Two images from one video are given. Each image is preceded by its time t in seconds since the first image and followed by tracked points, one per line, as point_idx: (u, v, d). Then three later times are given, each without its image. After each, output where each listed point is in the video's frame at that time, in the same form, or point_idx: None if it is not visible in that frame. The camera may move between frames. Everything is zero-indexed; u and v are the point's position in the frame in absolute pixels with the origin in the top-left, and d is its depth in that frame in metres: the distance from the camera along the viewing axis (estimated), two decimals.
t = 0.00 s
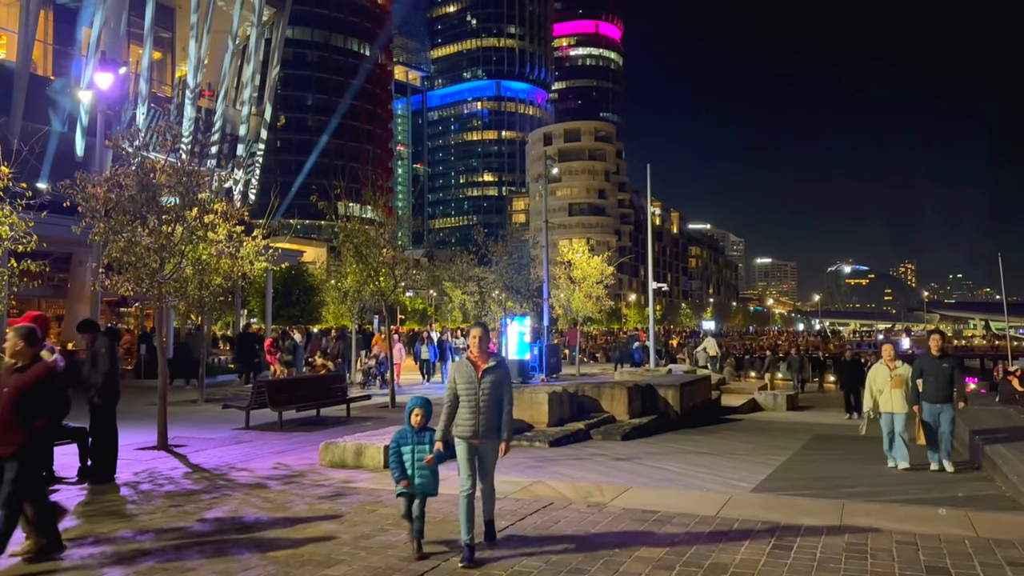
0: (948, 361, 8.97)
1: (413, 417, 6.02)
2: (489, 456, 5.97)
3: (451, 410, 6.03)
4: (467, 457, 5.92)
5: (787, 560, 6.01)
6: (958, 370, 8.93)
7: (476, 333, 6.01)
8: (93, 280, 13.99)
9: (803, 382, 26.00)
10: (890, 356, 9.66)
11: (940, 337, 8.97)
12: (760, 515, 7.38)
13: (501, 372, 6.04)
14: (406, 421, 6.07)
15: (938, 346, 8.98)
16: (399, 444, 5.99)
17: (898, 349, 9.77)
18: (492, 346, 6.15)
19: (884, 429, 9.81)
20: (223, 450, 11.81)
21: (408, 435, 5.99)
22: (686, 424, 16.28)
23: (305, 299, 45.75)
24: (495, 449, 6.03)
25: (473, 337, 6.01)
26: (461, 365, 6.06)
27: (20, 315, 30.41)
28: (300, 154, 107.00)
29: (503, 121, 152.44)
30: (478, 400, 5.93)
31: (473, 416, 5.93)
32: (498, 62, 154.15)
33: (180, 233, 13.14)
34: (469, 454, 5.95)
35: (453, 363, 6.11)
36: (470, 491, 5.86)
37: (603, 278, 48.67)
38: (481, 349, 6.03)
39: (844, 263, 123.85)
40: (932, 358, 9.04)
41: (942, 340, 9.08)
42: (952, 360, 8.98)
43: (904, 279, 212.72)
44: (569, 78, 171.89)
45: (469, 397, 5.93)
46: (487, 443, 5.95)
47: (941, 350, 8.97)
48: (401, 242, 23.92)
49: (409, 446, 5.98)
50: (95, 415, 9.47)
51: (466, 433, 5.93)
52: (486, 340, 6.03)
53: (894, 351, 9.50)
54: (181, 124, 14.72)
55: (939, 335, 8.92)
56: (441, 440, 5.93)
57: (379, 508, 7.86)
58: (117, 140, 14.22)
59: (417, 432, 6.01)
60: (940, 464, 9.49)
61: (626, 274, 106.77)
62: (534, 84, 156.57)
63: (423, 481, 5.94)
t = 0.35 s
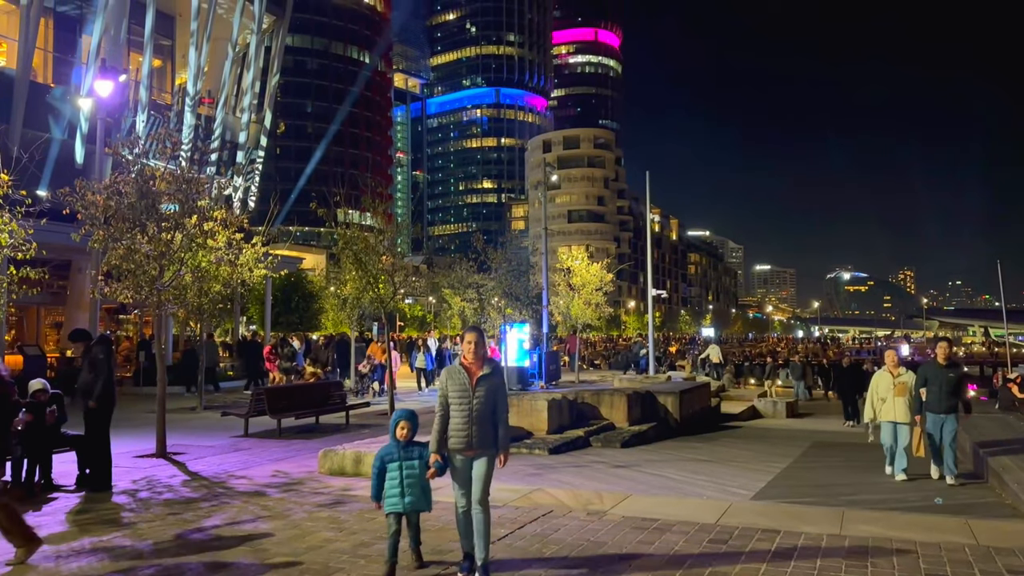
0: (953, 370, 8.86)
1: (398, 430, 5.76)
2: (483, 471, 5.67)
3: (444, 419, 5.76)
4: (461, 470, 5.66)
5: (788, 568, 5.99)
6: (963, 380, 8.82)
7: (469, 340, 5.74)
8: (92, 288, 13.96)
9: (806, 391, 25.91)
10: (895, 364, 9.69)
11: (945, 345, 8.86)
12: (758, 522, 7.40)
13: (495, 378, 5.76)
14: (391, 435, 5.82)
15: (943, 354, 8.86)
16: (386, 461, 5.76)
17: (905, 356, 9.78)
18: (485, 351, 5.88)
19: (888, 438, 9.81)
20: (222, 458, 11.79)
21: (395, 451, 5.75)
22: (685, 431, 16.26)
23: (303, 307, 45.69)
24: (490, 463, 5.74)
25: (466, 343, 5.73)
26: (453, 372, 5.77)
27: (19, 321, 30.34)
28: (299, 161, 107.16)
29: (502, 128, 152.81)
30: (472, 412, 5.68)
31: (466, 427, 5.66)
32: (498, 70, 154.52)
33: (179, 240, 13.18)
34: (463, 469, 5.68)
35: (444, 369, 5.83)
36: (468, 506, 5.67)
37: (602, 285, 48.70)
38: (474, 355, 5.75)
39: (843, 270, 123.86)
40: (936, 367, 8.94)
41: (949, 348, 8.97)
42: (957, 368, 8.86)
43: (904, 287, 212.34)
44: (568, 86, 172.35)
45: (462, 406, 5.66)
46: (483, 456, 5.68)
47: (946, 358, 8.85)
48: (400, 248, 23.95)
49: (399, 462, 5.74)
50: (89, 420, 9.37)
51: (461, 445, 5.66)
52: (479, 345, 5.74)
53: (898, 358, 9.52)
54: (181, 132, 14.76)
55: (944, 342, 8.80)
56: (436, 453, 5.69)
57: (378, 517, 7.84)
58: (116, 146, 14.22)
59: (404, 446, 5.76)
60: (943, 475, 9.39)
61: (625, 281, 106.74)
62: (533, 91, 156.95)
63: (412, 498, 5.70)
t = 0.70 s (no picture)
0: (952, 376, 8.89)
1: (384, 443, 5.25)
2: (482, 493, 5.33)
3: (440, 436, 5.49)
4: (460, 491, 5.35)
5: None
6: (963, 387, 8.82)
7: (472, 349, 5.44)
8: (91, 297, 13.93)
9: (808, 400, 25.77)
10: (895, 374, 9.60)
11: (943, 351, 8.87)
12: (758, 532, 7.38)
13: (499, 394, 5.48)
14: (377, 448, 5.31)
15: (942, 361, 8.87)
16: (369, 474, 5.25)
17: (904, 367, 9.71)
18: (487, 366, 5.58)
19: (889, 452, 9.64)
20: (221, 467, 11.74)
21: (381, 465, 5.24)
22: (686, 440, 16.24)
23: (303, 314, 45.65)
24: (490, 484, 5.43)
25: (470, 352, 5.42)
26: (452, 386, 5.49)
27: (18, 330, 30.32)
28: (299, 169, 107.24)
29: (501, 136, 153.07)
30: (473, 431, 5.38)
31: (464, 443, 5.37)
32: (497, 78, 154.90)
33: (179, 248, 13.18)
34: (462, 489, 5.38)
35: (443, 382, 5.56)
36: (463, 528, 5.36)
37: (602, 293, 48.75)
38: (477, 368, 5.47)
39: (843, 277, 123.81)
40: (935, 375, 8.93)
41: (947, 356, 8.98)
42: (956, 375, 8.88)
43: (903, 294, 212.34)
44: (567, 94, 172.74)
45: (462, 422, 5.39)
46: (482, 476, 5.36)
47: (945, 365, 8.86)
48: (399, 257, 23.97)
49: (383, 477, 5.24)
50: (85, 429, 9.35)
51: (458, 466, 5.36)
52: (483, 356, 5.46)
53: (898, 369, 9.44)
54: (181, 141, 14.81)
55: (943, 350, 8.81)
56: (423, 472, 5.27)
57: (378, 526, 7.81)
58: (116, 156, 14.24)
59: (390, 458, 5.26)
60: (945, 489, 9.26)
61: (624, 288, 106.70)
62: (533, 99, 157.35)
63: (397, 517, 5.23)
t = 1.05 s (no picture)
0: (946, 387, 8.72)
1: (377, 465, 5.02)
2: (482, 508, 5.16)
3: (436, 450, 5.24)
4: (457, 508, 5.15)
5: None
6: (958, 395, 8.66)
7: (465, 358, 5.23)
8: (90, 308, 13.94)
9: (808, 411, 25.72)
10: (891, 381, 9.50)
11: (934, 360, 8.77)
12: (758, 544, 7.35)
13: (499, 403, 5.28)
14: (370, 469, 5.08)
15: (933, 370, 8.76)
16: (361, 498, 4.95)
17: (900, 374, 9.60)
18: (484, 376, 5.37)
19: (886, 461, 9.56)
20: (219, 479, 11.69)
21: (373, 485, 4.97)
22: (685, 451, 16.20)
23: (302, 325, 45.68)
24: (488, 500, 5.25)
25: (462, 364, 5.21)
26: (447, 397, 5.28)
27: (16, 340, 30.28)
28: (298, 180, 107.41)
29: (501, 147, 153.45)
30: (470, 441, 5.17)
31: (462, 455, 5.16)
32: (496, 89, 155.43)
33: (178, 260, 13.16)
34: (460, 507, 5.16)
35: (436, 394, 5.33)
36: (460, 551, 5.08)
37: (601, 303, 48.79)
38: (471, 380, 5.25)
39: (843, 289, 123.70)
40: (929, 384, 8.80)
41: (939, 363, 8.89)
42: (951, 385, 8.72)
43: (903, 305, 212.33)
44: (566, 105, 173.31)
45: (458, 438, 5.17)
46: (483, 492, 5.15)
47: (938, 375, 8.74)
48: (399, 267, 24.03)
49: (378, 500, 4.94)
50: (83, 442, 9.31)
51: (455, 480, 5.14)
52: (479, 367, 5.25)
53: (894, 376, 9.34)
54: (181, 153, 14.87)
55: (933, 357, 8.71)
56: (416, 489, 4.92)
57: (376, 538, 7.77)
58: (115, 167, 14.27)
59: (384, 478, 5.00)
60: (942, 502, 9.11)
61: (623, 298, 106.64)
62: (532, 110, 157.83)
63: (393, 541, 4.96)
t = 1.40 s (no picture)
0: (945, 403, 8.61)
1: (359, 488, 4.37)
2: (475, 535, 4.65)
3: (423, 475, 4.74)
4: (446, 540, 4.62)
5: None
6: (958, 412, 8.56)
7: (453, 374, 4.74)
8: (89, 319, 13.93)
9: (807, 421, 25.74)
10: (891, 395, 9.43)
11: (935, 375, 8.66)
12: (758, 556, 7.33)
13: (493, 421, 4.81)
14: (349, 494, 4.42)
15: (933, 386, 8.67)
16: (343, 526, 4.34)
17: (902, 390, 9.51)
18: (474, 393, 4.88)
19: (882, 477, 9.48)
20: (217, 490, 11.64)
21: (356, 510, 4.36)
22: (685, 461, 16.17)
23: (302, 335, 45.59)
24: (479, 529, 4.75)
25: (451, 377, 4.72)
26: (435, 416, 4.79)
27: (15, 351, 30.25)
28: (297, 191, 107.52)
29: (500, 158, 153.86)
30: (460, 466, 4.67)
31: (452, 481, 4.66)
32: (495, 100, 155.89)
33: (177, 271, 13.15)
34: (448, 535, 4.64)
35: (424, 413, 4.85)
36: None
37: (600, 314, 48.79)
38: (461, 398, 4.76)
39: (842, 300, 123.67)
40: (927, 398, 8.70)
41: (940, 378, 8.78)
42: (951, 401, 8.61)
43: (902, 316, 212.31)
44: (565, 116, 173.88)
45: (446, 462, 4.66)
46: (475, 520, 4.65)
47: (938, 390, 8.63)
48: (398, 278, 24.09)
49: (363, 531, 4.33)
50: (81, 452, 9.32)
51: (444, 508, 4.63)
52: (468, 383, 4.78)
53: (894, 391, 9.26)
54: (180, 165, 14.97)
55: (933, 372, 8.60)
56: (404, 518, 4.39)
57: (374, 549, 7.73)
58: (114, 178, 14.28)
59: (368, 505, 4.39)
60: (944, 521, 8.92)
61: (622, 309, 106.53)
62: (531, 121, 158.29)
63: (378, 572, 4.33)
